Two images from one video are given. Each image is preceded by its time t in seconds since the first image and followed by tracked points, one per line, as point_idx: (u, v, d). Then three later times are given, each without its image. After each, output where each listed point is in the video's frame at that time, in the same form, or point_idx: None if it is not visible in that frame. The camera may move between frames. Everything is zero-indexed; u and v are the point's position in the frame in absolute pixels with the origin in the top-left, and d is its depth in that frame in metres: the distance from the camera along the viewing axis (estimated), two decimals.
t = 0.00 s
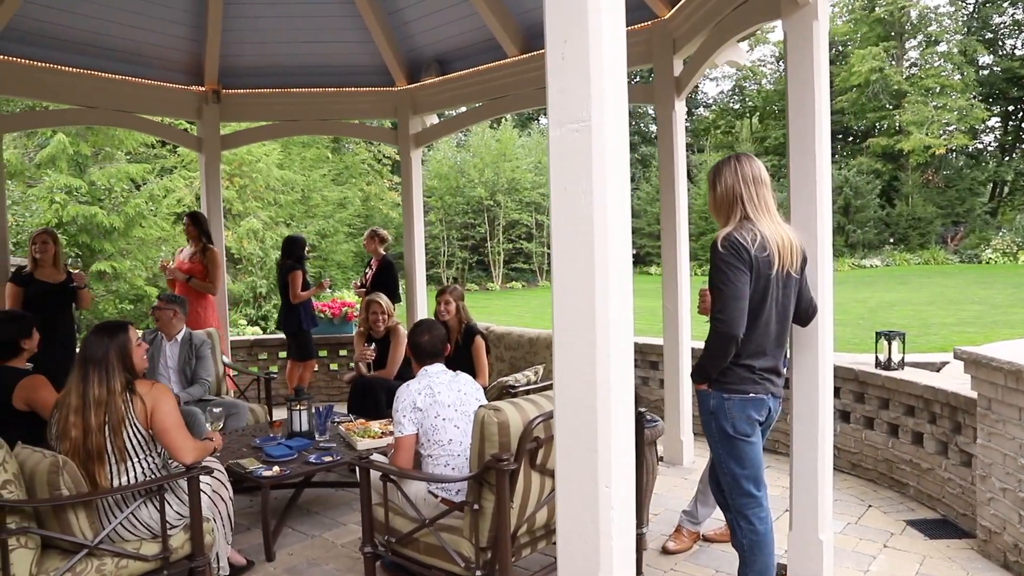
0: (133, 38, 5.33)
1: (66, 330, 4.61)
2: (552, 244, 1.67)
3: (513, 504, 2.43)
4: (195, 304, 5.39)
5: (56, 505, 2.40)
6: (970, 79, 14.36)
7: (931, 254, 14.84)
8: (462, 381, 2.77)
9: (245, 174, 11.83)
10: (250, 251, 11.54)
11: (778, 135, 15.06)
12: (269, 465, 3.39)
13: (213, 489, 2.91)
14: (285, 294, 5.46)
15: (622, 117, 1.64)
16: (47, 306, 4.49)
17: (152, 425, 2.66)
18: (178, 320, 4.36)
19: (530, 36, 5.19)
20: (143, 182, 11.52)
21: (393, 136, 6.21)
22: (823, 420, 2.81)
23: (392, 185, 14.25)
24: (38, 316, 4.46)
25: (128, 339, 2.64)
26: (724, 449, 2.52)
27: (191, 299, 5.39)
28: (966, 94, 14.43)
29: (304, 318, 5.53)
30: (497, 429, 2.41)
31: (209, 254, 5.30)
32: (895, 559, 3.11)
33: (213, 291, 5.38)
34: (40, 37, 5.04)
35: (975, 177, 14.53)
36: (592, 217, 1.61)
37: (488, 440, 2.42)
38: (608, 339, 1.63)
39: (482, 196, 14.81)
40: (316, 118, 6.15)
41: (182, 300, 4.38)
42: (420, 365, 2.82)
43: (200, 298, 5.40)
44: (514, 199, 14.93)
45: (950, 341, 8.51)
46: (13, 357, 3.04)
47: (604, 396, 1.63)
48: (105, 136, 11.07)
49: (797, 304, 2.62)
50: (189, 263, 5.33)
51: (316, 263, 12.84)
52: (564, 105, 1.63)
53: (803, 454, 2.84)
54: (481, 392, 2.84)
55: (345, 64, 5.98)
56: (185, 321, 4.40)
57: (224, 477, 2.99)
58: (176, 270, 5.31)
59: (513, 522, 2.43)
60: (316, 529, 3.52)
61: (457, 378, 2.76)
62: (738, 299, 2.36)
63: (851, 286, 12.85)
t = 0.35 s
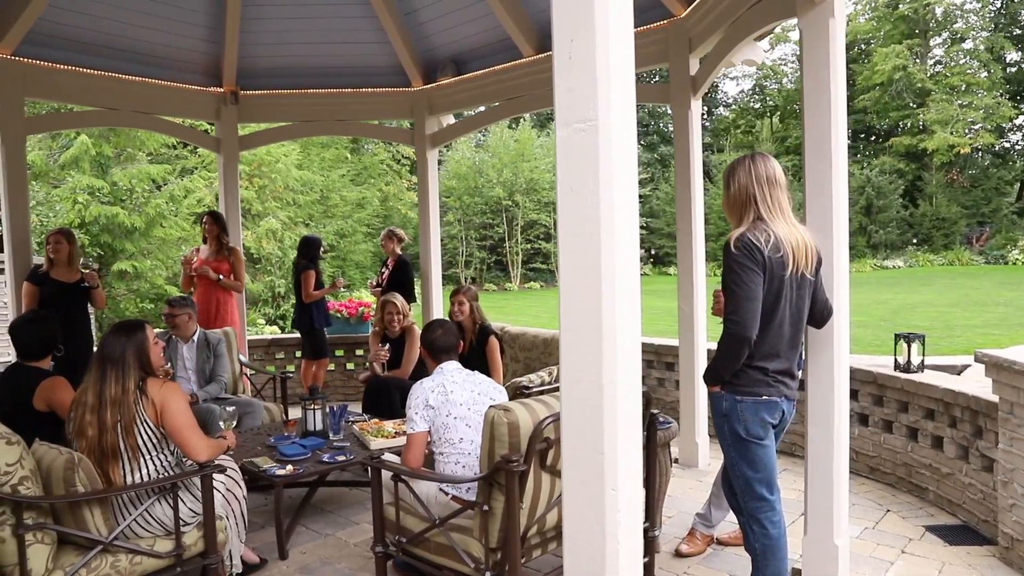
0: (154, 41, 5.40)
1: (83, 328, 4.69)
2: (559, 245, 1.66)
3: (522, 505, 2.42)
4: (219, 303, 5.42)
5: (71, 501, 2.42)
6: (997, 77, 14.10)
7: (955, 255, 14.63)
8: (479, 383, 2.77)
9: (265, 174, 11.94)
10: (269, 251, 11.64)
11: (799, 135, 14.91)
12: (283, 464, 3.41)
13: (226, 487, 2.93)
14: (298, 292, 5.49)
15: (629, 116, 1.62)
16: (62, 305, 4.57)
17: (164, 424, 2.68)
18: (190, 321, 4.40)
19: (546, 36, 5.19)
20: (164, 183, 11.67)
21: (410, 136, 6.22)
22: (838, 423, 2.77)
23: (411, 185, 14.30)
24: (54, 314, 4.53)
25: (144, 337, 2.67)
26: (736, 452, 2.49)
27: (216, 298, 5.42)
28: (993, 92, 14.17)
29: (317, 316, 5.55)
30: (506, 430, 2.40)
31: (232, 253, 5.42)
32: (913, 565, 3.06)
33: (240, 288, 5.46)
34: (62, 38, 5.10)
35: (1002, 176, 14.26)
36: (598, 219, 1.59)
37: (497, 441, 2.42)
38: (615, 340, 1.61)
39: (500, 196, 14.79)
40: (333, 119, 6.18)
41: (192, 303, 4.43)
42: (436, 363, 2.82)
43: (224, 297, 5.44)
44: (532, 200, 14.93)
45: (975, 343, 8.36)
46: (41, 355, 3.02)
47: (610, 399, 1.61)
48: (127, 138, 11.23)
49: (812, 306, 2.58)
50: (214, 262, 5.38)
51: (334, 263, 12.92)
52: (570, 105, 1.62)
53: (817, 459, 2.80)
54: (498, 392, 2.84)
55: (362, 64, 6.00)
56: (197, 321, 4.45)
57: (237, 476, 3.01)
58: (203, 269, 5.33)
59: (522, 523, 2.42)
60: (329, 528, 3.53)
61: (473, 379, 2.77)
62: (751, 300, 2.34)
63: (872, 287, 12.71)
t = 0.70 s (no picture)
0: (173, 43, 5.46)
1: (100, 327, 4.74)
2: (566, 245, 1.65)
3: (532, 507, 2.42)
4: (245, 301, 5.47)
5: (86, 497, 2.44)
6: None
7: (980, 256, 14.40)
8: (495, 383, 2.76)
9: (284, 174, 12.04)
10: (288, 251, 11.74)
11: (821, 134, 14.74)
12: (296, 462, 3.43)
13: (240, 485, 2.95)
14: (311, 290, 5.53)
15: (636, 117, 1.61)
16: (81, 306, 4.63)
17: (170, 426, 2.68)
18: (211, 319, 4.51)
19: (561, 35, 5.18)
20: (184, 183, 11.80)
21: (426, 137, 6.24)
22: (854, 426, 2.73)
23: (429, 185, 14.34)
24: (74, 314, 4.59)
25: (163, 338, 2.72)
26: (749, 456, 2.46)
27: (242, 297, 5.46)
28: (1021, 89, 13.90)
29: (331, 314, 5.58)
30: (516, 431, 2.39)
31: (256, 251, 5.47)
32: (931, 571, 3.01)
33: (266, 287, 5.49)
34: (83, 39, 5.16)
35: None
36: (604, 220, 1.58)
37: (508, 441, 2.41)
38: (620, 342, 1.60)
39: (519, 196, 14.77)
40: (349, 120, 6.21)
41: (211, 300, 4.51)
42: (451, 359, 2.82)
43: (250, 296, 5.48)
44: (551, 200, 14.91)
45: (999, 346, 8.22)
46: (56, 355, 3.06)
47: (616, 401, 1.60)
48: (148, 138, 11.36)
49: (825, 309, 2.54)
50: (242, 261, 5.42)
51: (352, 262, 12.97)
52: (577, 105, 1.60)
53: (832, 463, 2.76)
54: (514, 387, 2.84)
55: (378, 65, 6.03)
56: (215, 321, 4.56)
57: (250, 474, 3.03)
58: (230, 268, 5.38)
59: (532, 525, 2.41)
60: (343, 526, 3.55)
61: (487, 378, 2.75)
62: (762, 302, 2.31)
63: (895, 288, 12.54)
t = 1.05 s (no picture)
0: (192, 44, 5.52)
1: (120, 326, 4.79)
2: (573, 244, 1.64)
3: (541, 509, 2.41)
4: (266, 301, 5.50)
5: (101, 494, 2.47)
6: None
7: (1007, 257, 14.12)
8: (510, 387, 2.73)
9: (302, 175, 12.12)
10: (306, 250, 11.82)
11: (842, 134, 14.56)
12: (310, 461, 3.45)
13: (253, 484, 2.97)
14: (326, 289, 5.56)
15: (643, 116, 1.60)
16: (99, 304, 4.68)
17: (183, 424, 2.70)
18: (227, 317, 4.57)
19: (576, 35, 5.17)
20: (205, 183, 11.92)
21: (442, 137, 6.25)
22: (870, 428, 2.69)
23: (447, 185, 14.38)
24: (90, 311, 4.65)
25: (181, 338, 2.75)
26: (761, 458, 2.43)
27: (263, 298, 5.50)
28: None
29: (348, 313, 5.61)
30: (527, 432, 2.38)
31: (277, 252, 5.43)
32: None
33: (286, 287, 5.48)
34: (104, 40, 5.23)
35: None
36: (610, 220, 1.57)
37: (518, 443, 2.40)
38: (627, 343, 1.58)
39: (537, 197, 14.75)
40: (366, 120, 6.24)
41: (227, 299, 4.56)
42: (466, 357, 2.80)
43: (272, 295, 5.50)
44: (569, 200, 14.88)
45: None
46: (85, 355, 3.10)
47: (623, 402, 1.59)
48: (169, 139, 11.49)
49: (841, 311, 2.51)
50: (262, 261, 5.45)
51: (370, 262, 13.03)
52: (583, 104, 1.59)
53: (848, 466, 2.72)
54: (530, 387, 2.80)
55: (395, 66, 6.05)
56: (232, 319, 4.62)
57: (264, 472, 3.04)
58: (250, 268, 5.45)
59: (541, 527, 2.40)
60: (356, 525, 3.56)
61: (500, 382, 2.72)
62: (775, 303, 2.28)
63: (918, 289, 12.37)
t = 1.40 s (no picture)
0: (211, 45, 5.57)
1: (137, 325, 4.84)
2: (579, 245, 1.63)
3: (551, 510, 2.40)
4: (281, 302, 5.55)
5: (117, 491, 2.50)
6: None
7: None
8: (518, 390, 2.72)
9: (321, 175, 12.20)
10: (325, 251, 11.92)
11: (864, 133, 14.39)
12: (324, 461, 3.47)
13: (267, 482, 2.99)
14: (345, 289, 5.58)
15: (651, 116, 1.58)
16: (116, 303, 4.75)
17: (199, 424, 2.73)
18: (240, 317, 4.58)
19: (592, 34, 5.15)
20: (225, 184, 12.04)
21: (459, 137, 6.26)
22: (886, 432, 2.65)
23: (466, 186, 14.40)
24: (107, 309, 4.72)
25: (197, 337, 2.77)
26: (774, 461, 2.41)
27: (278, 298, 5.56)
28: None
29: (366, 313, 5.63)
30: (537, 434, 2.37)
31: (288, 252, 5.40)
32: None
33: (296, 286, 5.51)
34: (124, 44, 5.30)
35: None
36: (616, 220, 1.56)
37: (528, 444, 2.39)
38: (633, 344, 1.57)
39: (556, 197, 14.72)
40: (383, 121, 6.26)
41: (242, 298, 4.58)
42: (475, 359, 2.80)
43: (286, 296, 5.55)
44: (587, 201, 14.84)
45: None
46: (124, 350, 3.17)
47: (628, 404, 1.57)
48: (190, 140, 11.62)
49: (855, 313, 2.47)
50: (274, 261, 5.48)
51: (389, 262, 13.08)
52: (590, 103, 1.58)
53: (864, 470, 2.68)
54: (539, 390, 2.80)
55: (412, 67, 6.07)
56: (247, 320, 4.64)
57: (278, 471, 3.06)
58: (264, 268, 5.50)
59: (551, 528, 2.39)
60: (369, 525, 3.57)
61: (508, 385, 2.71)
62: (789, 305, 2.25)
63: (942, 291, 12.17)
